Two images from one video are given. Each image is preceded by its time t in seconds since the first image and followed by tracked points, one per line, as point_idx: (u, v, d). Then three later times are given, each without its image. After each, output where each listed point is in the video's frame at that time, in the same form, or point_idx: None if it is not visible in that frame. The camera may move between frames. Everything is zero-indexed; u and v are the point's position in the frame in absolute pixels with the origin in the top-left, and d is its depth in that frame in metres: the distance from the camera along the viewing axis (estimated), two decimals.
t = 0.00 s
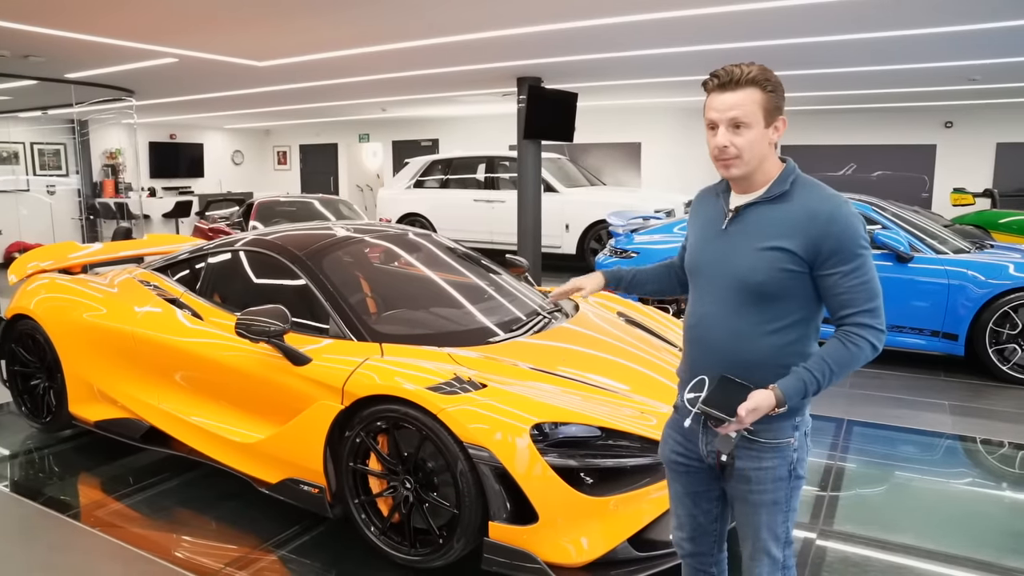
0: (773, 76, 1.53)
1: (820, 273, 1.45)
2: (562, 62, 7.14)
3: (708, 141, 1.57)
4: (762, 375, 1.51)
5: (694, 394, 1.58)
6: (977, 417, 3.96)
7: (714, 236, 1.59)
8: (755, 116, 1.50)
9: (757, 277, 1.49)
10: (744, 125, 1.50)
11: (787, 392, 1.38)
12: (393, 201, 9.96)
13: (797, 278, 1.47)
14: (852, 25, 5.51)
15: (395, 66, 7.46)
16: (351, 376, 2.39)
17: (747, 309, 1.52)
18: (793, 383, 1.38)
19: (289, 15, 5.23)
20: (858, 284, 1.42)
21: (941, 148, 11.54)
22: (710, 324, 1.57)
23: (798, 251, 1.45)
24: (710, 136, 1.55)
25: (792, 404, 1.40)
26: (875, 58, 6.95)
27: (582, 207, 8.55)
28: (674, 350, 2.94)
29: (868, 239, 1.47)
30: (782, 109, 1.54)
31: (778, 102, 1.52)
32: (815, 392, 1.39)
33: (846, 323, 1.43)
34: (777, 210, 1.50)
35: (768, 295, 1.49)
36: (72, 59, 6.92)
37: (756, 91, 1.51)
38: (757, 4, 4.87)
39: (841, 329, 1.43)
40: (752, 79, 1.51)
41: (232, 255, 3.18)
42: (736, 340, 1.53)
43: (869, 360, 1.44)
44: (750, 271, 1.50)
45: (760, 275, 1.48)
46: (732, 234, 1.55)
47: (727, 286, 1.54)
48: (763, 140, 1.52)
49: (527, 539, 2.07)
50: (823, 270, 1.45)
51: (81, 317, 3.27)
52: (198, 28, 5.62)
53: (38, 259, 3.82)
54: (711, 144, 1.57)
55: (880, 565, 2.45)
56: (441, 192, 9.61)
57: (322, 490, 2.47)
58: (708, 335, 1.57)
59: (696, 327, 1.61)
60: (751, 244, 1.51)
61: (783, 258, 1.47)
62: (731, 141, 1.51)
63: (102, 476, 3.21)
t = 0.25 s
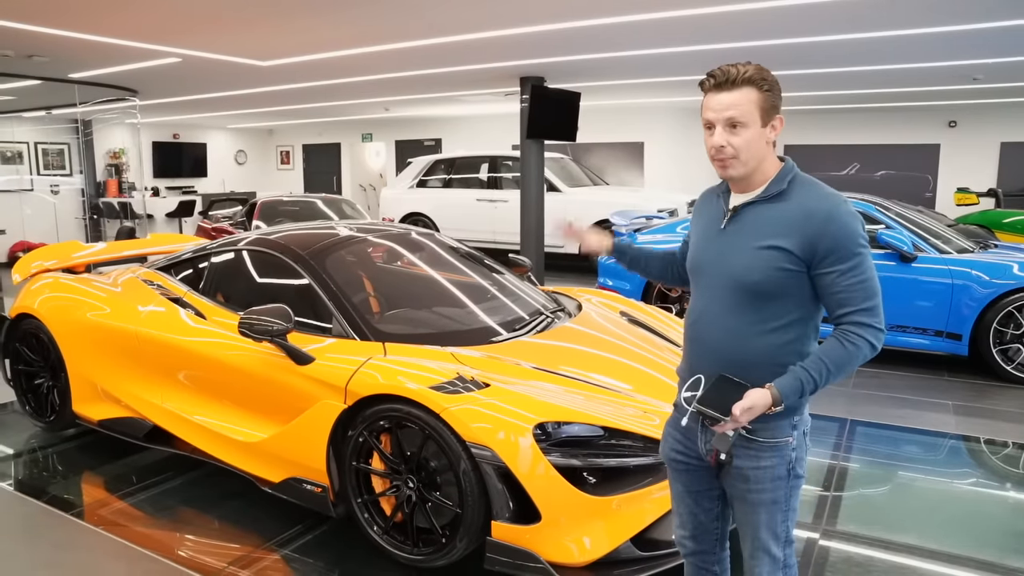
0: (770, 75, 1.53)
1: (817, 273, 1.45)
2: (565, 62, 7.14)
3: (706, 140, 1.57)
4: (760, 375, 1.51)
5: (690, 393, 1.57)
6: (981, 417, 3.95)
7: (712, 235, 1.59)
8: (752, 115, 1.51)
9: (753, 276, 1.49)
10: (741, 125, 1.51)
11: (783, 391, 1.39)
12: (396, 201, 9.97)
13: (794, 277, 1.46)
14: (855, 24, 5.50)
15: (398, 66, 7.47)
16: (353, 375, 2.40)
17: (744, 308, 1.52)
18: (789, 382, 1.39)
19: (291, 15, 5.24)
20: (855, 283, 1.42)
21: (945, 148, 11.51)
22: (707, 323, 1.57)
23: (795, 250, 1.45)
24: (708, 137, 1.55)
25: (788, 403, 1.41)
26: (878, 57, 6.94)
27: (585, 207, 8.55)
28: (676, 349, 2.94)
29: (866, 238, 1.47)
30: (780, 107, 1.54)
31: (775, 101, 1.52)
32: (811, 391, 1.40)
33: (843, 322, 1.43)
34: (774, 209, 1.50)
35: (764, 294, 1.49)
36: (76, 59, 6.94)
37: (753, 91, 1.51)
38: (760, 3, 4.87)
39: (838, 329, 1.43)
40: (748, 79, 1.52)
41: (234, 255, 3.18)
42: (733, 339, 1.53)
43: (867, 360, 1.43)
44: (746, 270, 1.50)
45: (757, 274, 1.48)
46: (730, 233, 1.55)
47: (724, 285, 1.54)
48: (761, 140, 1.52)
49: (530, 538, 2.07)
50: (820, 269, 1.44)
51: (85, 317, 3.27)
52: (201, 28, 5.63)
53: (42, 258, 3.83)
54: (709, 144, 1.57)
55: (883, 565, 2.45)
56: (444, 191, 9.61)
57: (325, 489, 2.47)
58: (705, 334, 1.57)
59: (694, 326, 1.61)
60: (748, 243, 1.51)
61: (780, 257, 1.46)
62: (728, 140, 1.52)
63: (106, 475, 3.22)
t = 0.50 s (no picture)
0: (756, 74, 1.53)
1: (812, 270, 1.45)
2: (567, 61, 7.14)
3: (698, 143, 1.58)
4: (757, 372, 1.53)
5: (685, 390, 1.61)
6: (984, 417, 3.94)
7: (710, 232, 1.60)
8: (741, 115, 1.51)
9: (748, 274, 1.50)
10: (730, 125, 1.51)
11: (777, 388, 1.40)
12: (398, 201, 9.97)
13: (788, 274, 1.47)
14: (858, 23, 5.48)
15: (401, 66, 7.48)
16: (356, 375, 2.40)
17: (740, 306, 1.53)
18: (783, 380, 1.40)
19: (293, 15, 5.24)
20: (850, 281, 1.41)
21: (948, 147, 11.50)
22: (704, 320, 1.59)
23: (789, 248, 1.46)
24: (699, 139, 1.56)
25: (783, 401, 1.42)
26: (881, 57, 6.93)
27: (587, 207, 8.55)
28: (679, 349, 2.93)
29: (862, 235, 1.46)
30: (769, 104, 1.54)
31: (764, 98, 1.52)
32: (805, 390, 1.41)
33: (838, 320, 1.42)
34: (769, 207, 1.50)
35: (759, 291, 1.49)
36: (79, 59, 6.96)
37: (739, 91, 1.51)
38: (762, 3, 4.86)
39: (833, 327, 1.43)
40: (734, 79, 1.53)
41: (237, 255, 3.19)
42: (730, 336, 1.54)
43: (863, 357, 1.43)
44: (741, 268, 1.51)
45: (751, 272, 1.49)
46: (727, 231, 1.56)
47: (720, 283, 1.55)
48: (752, 138, 1.52)
49: (532, 538, 2.06)
50: (815, 267, 1.44)
51: (87, 316, 3.28)
52: (205, 28, 5.64)
53: (45, 257, 3.84)
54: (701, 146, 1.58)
55: (886, 566, 2.45)
56: (447, 191, 9.61)
57: (327, 489, 2.47)
58: (703, 331, 1.59)
59: (693, 323, 1.63)
60: (743, 241, 1.52)
61: (774, 255, 1.47)
62: (719, 142, 1.52)
63: (109, 474, 3.22)
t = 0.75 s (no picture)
0: (762, 73, 1.53)
1: (807, 272, 1.44)
2: (569, 61, 7.13)
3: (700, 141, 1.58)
4: (750, 373, 1.53)
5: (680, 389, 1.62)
6: (986, 417, 3.93)
7: (708, 233, 1.61)
8: (743, 115, 1.51)
9: (743, 275, 1.50)
10: (732, 124, 1.51)
11: (768, 390, 1.40)
12: (400, 201, 9.97)
13: (783, 276, 1.47)
14: (861, 23, 5.47)
15: (403, 66, 7.48)
16: (357, 375, 2.40)
17: (735, 307, 1.53)
18: (774, 382, 1.40)
19: (295, 15, 5.24)
20: (845, 284, 1.40)
21: (951, 147, 11.48)
22: (700, 321, 1.59)
23: (784, 250, 1.46)
24: (701, 137, 1.56)
25: (774, 403, 1.42)
26: (884, 57, 6.92)
27: (589, 207, 8.55)
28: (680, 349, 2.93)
29: (859, 238, 1.45)
30: (773, 104, 1.53)
31: (768, 98, 1.52)
32: (796, 393, 1.40)
33: (832, 323, 1.42)
34: (766, 208, 1.50)
35: (753, 293, 1.50)
36: (82, 59, 6.96)
37: (743, 90, 1.51)
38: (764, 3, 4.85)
39: (827, 329, 1.42)
40: (739, 77, 1.52)
41: (238, 255, 3.19)
42: (725, 337, 1.55)
43: (856, 362, 1.42)
44: (737, 269, 1.51)
45: (746, 273, 1.49)
46: (724, 232, 1.56)
47: (716, 283, 1.56)
48: (753, 138, 1.52)
49: (533, 538, 2.06)
50: (810, 269, 1.44)
51: (89, 316, 3.28)
52: (207, 28, 5.64)
53: (47, 257, 3.85)
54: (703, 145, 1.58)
55: (888, 566, 2.44)
56: (448, 191, 9.61)
57: (328, 489, 2.47)
58: (700, 332, 1.60)
59: (690, 323, 1.63)
60: (739, 242, 1.52)
61: (769, 256, 1.47)
62: (720, 141, 1.52)
63: (111, 474, 3.23)
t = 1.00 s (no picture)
0: (760, 72, 1.53)
1: (804, 271, 1.44)
2: (572, 61, 7.13)
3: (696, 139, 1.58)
4: (748, 372, 1.53)
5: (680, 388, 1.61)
6: (989, 418, 3.92)
7: (706, 233, 1.61)
8: (739, 113, 1.50)
9: (740, 275, 1.50)
10: (728, 123, 1.51)
11: (765, 389, 1.40)
12: (402, 200, 9.97)
13: (780, 275, 1.46)
14: (864, 23, 5.46)
15: (405, 66, 7.48)
16: (359, 374, 2.39)
17: (733, 307, 1.53)
18: (771, 381, 1.40)
19: (297, 15, 5.24)
20: (842, 282, 1.40)
21: (954, 147, 11.46)
22: (699, 321, 1.59)
23: (780, 249, 1.45)
24: (697, 135, 1.56)
25: (771, 402, 1.42)
26: (887, 56, 6.91)
27: (591, 207, 8.54)
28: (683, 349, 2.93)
29: (857, 237, 1.44)
30: (771, 103, 1.53)
31: (765, 97, 1.51)
32: (794, 391, 1.40)
33: (829, 321, 1.41)
34: (763, 208, 1.50)
35: (750, 292, 1.49)
36: (85, 59, 6.98)
37: (740, 89, 1.51)
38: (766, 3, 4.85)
39: (824, 328, 1.42)
40: (736, 76, 1.52)
41: (241, 255, 3.19)
42: (723, 336, 1.55)
43: (854, 360, 1.41)
44: (734, 269, 1.51)
45: (743, 273, 1.49)
46: (722, 232, 1.56)
47: (713, 283, 1.56)
48: (750, 138, 1.51)
49: (535, 538, 2.06)
50: (806, 268, 1.43)
51: (92, 315, 3.29)
52: (209, 28, 5.65)
53: (50, 257, 3.86)
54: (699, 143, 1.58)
55: (891, 567, 2.44)
56: (451, 191, 9.61)
57: (330, 488, 2.47)
58: (699, 331, 1.60)
59: (688, 323, 1.64)
60: (736, 242, 1.52)
61: (765, 256, 1.47)
62: (716, 138, 1.52)
63: (113, 473, 3.23)
